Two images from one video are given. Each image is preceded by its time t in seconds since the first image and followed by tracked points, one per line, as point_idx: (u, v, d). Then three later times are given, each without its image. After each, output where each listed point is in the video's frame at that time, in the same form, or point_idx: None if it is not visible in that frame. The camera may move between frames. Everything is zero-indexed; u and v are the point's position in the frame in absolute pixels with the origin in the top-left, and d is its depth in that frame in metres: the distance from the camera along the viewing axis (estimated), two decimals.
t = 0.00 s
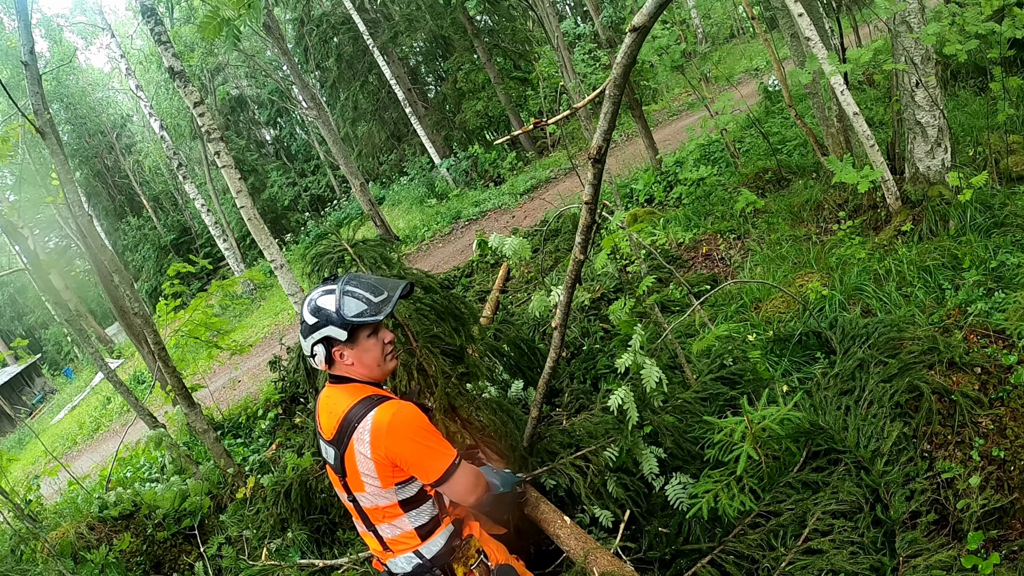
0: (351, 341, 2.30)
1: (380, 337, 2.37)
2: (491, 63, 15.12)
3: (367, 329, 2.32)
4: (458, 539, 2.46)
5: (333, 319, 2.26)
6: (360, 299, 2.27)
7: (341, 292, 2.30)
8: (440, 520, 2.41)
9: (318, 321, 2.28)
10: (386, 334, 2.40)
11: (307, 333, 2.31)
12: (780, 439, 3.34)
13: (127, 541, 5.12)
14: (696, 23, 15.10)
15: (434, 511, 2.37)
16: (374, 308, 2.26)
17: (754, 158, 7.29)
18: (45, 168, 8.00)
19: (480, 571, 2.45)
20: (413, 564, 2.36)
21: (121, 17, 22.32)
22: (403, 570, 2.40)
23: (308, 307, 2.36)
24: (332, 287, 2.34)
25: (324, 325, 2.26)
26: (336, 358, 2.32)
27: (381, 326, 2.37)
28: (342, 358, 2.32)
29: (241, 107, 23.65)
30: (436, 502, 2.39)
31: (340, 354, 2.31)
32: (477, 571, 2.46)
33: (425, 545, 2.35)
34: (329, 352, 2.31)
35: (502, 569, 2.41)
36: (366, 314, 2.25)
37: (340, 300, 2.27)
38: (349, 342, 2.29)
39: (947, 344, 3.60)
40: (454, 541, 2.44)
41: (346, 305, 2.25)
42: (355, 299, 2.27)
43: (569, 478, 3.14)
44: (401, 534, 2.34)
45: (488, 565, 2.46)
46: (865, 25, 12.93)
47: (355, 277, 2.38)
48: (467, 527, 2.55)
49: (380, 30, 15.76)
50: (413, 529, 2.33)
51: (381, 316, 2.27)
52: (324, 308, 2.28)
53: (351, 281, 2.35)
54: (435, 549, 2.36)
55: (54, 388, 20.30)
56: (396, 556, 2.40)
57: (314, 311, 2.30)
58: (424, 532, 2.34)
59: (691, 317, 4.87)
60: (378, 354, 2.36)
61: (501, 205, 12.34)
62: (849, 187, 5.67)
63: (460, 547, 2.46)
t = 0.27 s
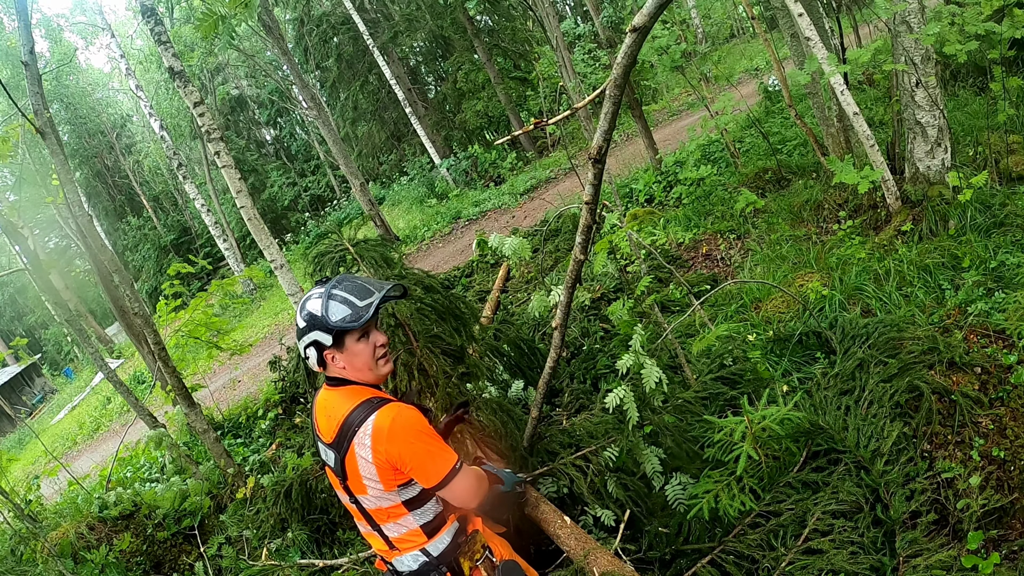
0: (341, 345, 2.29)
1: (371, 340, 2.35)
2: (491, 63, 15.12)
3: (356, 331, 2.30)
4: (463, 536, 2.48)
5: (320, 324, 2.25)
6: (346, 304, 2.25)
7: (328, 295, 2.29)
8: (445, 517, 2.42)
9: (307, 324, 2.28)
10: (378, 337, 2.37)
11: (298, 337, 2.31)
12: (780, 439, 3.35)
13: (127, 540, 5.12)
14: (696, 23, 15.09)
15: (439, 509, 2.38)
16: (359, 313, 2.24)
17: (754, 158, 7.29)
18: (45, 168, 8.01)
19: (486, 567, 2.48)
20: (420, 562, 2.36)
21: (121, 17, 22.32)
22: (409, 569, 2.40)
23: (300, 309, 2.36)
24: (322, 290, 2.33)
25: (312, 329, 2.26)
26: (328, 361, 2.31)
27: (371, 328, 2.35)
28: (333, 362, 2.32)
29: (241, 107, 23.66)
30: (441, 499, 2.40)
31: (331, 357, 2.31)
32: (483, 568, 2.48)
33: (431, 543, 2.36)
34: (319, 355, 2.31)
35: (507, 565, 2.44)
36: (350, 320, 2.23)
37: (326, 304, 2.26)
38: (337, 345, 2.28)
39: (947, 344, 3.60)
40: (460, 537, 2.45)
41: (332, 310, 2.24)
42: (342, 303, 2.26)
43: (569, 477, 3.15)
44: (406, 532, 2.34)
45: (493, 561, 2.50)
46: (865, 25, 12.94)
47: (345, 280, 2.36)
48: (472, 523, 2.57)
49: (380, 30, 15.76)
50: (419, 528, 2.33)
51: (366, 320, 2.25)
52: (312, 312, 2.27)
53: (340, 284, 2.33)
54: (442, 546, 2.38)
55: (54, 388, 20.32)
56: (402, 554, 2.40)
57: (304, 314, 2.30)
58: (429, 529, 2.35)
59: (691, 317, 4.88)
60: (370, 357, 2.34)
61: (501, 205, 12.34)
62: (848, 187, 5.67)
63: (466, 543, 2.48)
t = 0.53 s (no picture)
0: (343, 342, 2.28)
1: (373, 336, 2.35)
2: (491, 63, 15.12)
3: (358, 328, 2.30)
4: (466, 534, 2.48)
5: (322, 322, 2.24)
6: (348, 300, 2.25)
7: (329, 293, 2.28)
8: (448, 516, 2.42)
9: (309, 323, 2.28)
10: (380, 333, 2.37)
11: (302, 335, 2.31)
12: (780, 439, 3.35)
13: (127, 540, 5.12)
14: (696, 23, 15.10)
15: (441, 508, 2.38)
16: (361, 308, 2.24)
17: (754, 158, 7.29)
18: (45, 168, 8.01)
19: (488, 566, 2.50)
20: (422, 560, 2.37)
21: (121, 17, 22.31)
22: (411, 568, 2.40)
23: (301, 309, 2.36)
24: (324, 288, 2.33)
25: (315, 327, 2.25)
26: (330, 360, 2.31)
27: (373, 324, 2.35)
28: (336, 360, 2.31)
29: (241, 107, 23.66)
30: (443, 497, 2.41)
31: (333, 356, 2.30)
32: (485, 566, 2.50)
33: (434, 542, 2.36)
34: (323, 354, 2.30)
35: (509, 564, 2.45)
36: (352, 316, 2.22)
37: (328, 302, 2.26)
38: (340, 342, 2.27)
39: (947, 344, 3.60)
40: (462, 536, 2.46)
41: (334, 307, 2.24)
42: (343, 300, 2.25)
43: (568, 476, 3.15)
44: (409, 531, 2.33)
45: (495, 559, 2.51)
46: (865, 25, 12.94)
47: (345, 278, 2.36)
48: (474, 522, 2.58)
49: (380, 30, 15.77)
50: (421, 526, 2.33)
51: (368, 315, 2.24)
52: (314, 310, 2.27)
53: (340, 282, 2.32)
54: (445, 545, 2.38)
55: (54, 388, 20.35)
56: (404, 553, 2.40)
57: (305, 313, 2.30)
58: (431, 528, 2.34)
59: (691, 317, 4.88)
60: (372, 354, 2.34)
61: (501, 205, 12.34)
62: (848, 187, 5.67)
63: (468, 541, 2.49)
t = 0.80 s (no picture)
0: (337, 344, 2.28)
1: (368, 339, 2.34)
2: (491, 63, 15.12)
3: (352, 331, 2.29)
4: (468, 531, 2.47)
5: (316, 322, 2.24)
6: (344, 302, 2.25)
7: (326, 294, 2.28)
8: (450, 514, 2.41)
9: (304, 323, 2.28)
10: (375, 337, 2.37)
11: (296, 334, 2.31)
12: (780, 439, 3.35)
13: (127, 541, 5.12)
14: (696, 22, 15.10)
15: (444, 505, 2.36)
16: (357, 311, 2.23)
17: (754, 158, 7.30)
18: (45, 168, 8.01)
19: (490, 563, 2.52)
20: (424, 558, 2.36)
21: (121, 17, 22.31)
22: (414, 565, 2.40)
23: (296, 308, 2.36)
24: (320, 288, 2.34)
25: (309, 326, 2.25)
26: (324, 360, 2.31)
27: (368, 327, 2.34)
28: (328, 360, 2.31)
29: (241, 107, 23.67)
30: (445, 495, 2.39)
31: (327, 356, 2.30)
32: (487, 563, 2.51)
33: (436, 539, 2.35)
34: (314, 353, 2.30)
35: (511, 562, 2.48)
36: (348, 318, 2.22)
37: (324, 302, 2.26)
38: (333, 344, 2.27)
39: (947, 344, 3.60)
40: (464, 533, 2.45)
41: (329, 309, 2.23)
42: (339, 301, 2.25)
43: (568, 476, 3.15)
44: (412, 529, 2.33)
45: (496, 556, 2.56)
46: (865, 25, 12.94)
47: (343, 280, 2.36)
48: (475, 520, 2.58)
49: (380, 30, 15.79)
50: (424, 524, 2.32)
51: (363, 319, 2.24)
52: (309, 310, 2.27)
53: (338, 283, 2.33)
54: (447, 542, 2.37)
55: (54, 388, 20.38)
56: (407, 550, 2.39)
57: (300, 312, 2.31)
58: (434, 525, 2.33)
59: (692, 317, 4.88)
60: (366, 357, 2.33)
61: (501, 205, 12.34)
62: (848, 187, 5.67)
63: (470, 538, 2.47)
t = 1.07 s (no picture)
0: (338, 346, 2.28)
1: (368, 340, 2.35)
2: (491, 63, 15.12)
3: (354, 332, 2.30)
4: (464, 534, 2.48)
5: (318, 325, 2.24)
6: (344, 303, 2.25)
7: (326, 296, 2.28)
8: (447, 517, 2.42)
9: (304, 327, 2.27)
10: (375, 338, 2.38)
11: (296, 339, 2.30)
12: (780, 439, 3.35)
13: (127, 540, 5.12)
14: (696, 23, 15.10)
15: (440, 510, 2.37)
16: (359, 312, 2.24)
17: (754, 158, 7.30)
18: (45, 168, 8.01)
19: (486, 565, 2.52)
20: (421, 561, 2.37)
21: (121, 17, 22.31)
22: (410, 568, 2.40)
23: (294, 313, 2.35)
24: (319, 291, 2.33)
25: (310, 330, 2.25)
26: (324, 365, 2.31)
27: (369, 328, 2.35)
28: (329, 363, 2.31)
29: (241, 107, 23.69)
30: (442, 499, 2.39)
31: (326, 360, 2.30)
32: (483, 565, 2.51)
33: (433, 543, 2.36)
34: (315, 358, 2.29)
35: (507, 564, 2.47)
36: (350, 319, 2.22)
37: (324, 305, 2.25)
38: (335, 347, 2.27)
39: (947, 344, 3.60)
40: (461, 536, 2.46)
41: (330, 311, 2.23)
42: (340, 303, 2.25)
43: (568, 476, 3.15)
44: (409, 535, 2.34)
45: (493, 558, 2.55)
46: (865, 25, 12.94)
47: (343, 282, 2.36)
48: (472, 522, 2.59)
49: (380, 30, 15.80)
50: (421, 530, 2.33)
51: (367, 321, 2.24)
52: (308, 313, 2.27)
53: (338, 285, 2.33)
54: (444, 546, 2.38)
55: (54, 388, 20.38)
56: (404, 555, 2.40)
57: (299, 316, 2.30)
58: (431, 531, 2.34)
59: (691, 318, 4.88)
60: (366, 358, 2.33)
61: (501, 205, 12.34)
62: (848, 187, 5.67)
63: (466, 540, 2.48)
